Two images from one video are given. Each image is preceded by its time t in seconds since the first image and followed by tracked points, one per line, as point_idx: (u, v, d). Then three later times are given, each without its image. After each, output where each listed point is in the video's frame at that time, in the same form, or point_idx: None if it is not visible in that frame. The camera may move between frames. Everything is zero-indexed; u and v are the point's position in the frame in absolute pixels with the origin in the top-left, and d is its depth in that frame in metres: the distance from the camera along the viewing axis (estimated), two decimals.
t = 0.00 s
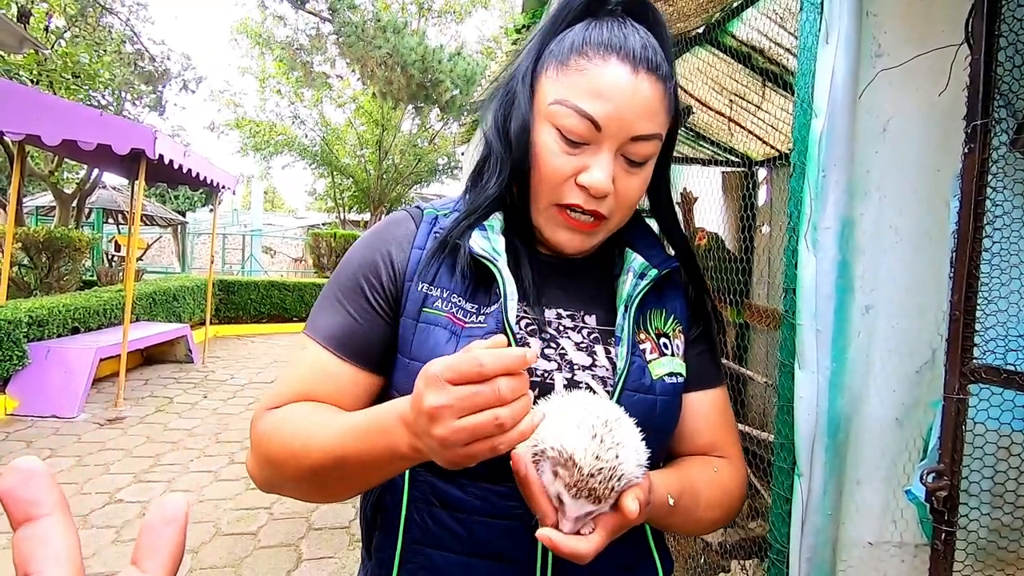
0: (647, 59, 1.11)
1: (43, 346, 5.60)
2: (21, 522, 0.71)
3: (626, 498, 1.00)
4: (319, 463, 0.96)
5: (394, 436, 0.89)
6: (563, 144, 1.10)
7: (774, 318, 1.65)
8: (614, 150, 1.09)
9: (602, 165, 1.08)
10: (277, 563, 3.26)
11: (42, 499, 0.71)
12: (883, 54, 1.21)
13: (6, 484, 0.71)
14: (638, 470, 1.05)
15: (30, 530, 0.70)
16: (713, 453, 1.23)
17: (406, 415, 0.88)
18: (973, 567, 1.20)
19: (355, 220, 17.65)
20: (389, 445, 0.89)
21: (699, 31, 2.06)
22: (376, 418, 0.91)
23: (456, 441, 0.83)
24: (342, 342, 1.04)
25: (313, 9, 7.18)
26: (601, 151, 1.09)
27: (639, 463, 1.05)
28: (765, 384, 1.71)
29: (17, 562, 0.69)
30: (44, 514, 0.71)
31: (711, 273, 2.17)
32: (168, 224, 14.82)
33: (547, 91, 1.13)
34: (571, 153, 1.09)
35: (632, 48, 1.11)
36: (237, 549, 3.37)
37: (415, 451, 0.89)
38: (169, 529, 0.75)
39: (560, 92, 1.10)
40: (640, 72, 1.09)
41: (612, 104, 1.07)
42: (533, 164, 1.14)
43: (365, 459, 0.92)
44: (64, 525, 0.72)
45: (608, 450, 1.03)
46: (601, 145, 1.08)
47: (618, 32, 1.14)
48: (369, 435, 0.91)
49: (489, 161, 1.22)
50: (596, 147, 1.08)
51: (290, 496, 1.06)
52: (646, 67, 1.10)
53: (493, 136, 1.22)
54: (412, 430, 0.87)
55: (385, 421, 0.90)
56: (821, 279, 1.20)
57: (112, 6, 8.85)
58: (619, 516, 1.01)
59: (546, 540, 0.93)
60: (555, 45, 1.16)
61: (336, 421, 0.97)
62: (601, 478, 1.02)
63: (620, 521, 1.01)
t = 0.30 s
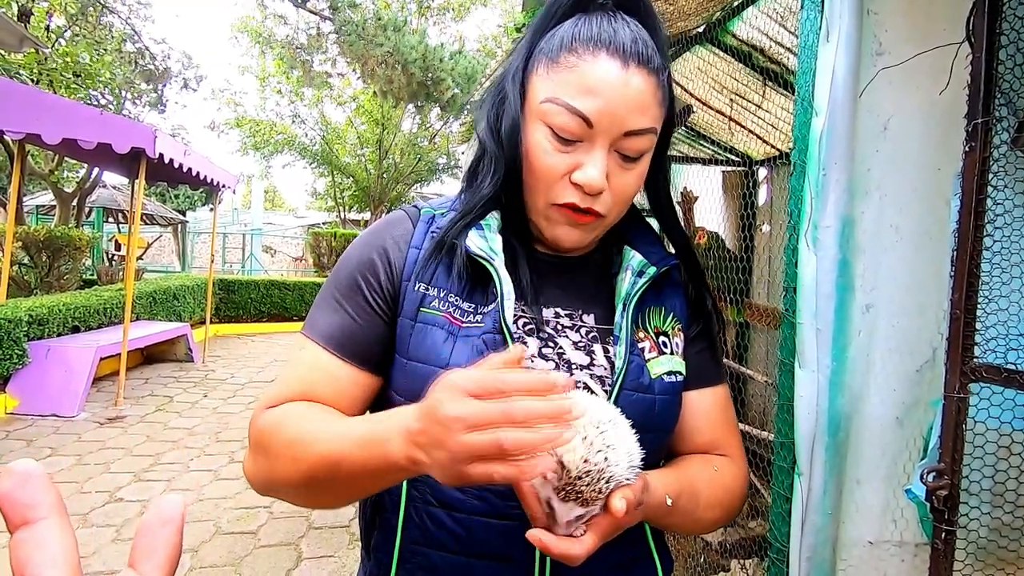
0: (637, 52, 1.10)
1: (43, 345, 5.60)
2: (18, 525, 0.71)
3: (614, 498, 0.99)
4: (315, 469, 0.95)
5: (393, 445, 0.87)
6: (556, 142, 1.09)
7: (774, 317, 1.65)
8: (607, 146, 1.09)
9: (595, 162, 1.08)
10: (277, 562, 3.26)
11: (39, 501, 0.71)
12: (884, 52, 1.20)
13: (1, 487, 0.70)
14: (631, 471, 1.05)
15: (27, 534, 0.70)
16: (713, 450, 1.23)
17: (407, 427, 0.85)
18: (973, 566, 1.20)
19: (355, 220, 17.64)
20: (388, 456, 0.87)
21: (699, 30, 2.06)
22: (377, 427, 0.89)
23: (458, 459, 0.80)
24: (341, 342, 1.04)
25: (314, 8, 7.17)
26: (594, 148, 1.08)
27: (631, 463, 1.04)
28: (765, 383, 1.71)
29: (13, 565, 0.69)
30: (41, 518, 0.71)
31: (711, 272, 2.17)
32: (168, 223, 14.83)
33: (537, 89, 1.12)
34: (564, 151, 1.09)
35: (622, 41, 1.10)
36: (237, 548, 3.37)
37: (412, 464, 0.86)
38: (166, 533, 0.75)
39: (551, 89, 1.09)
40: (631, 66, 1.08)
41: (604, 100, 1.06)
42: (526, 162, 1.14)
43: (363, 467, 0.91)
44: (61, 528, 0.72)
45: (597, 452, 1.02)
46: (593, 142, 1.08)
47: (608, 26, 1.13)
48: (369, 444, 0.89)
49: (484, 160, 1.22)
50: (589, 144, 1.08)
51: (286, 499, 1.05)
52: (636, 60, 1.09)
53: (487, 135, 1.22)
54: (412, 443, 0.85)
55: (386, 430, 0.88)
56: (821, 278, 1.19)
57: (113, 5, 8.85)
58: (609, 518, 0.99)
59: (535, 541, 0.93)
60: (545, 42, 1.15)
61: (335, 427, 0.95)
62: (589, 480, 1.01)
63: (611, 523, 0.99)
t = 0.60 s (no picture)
0: (628, 47, 1.10)
1: (42, 344, 5.60)
2: (10, 535, 0.72)
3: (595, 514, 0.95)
4: (329, 470, 0.95)
5: (428, 445, 0.89)
6: (550, 140, 1.09)
7: (773, 315, 1.64)
8: (601, 143, 1.08)
9: (590, 159, 1.08)
10: (277, 560, 3.26)
11: (30, 511, 0.72)
12: (883, 50, 1.20)
13: None
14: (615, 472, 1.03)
15: (19, 542, 0.71)
16: (711, 448, 1.23)
17: (464, 433, 0.88)
18: (972, 564, 1.21)
19: (354, 219, 17.64)
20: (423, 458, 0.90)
21: (699, 28, 2.06)
22: (407, 425, 0.91)
23: (536, 471, 0.85)
24: (340, 340, 1.04)
25: (313, 6, 7.16)
26: (588, 145, 1.08)
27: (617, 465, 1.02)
28: (764, 382, 1.71)
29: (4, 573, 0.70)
30: (31, 527, 0.72)
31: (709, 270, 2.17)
32: (168, 222, 14.83)
33: (529, 89, 1.11)
34: (559, 150, 1.09)
35: (612, 37, 1.10)
36: (237, 546, 3.37)
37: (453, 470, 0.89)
38: (154, 543, 0.76)
39: (543, 88, 1.09)
40: (622, 61, 1.08)
41: (596, 97, 1.06)
42: (520, 161, 1.14)
43: (382, 464, 0.92)
44: (52, 539, 0.73)
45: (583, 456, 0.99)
46: (587, 138, 1.08)
47: (598, 22, 1.13)
48: (398, 444, 0.90)
49: (478, 160, 1.22)
50: (584, 141, 1.08)
51: (289, 505, 1.04)
52: (628, 55, 1.09)
53: (481, 134, 1.22)
54: (467, 449, 0.87)
55: (422, 431, 0.90)
56: (821, 276, 1.19)
57: (112, 4, 8.84)
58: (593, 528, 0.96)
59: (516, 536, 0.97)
60: (536, 40, 1.15)
61: (349, 425, 0.96)
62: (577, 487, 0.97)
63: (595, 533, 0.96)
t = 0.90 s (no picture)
0: (623, 45, 1.10)
1: (42, 344, 5.60)
2: (8, 545, 0.72)
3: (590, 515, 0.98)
4: (336, 460, 0.96)
5: (439, 431, 0.93)
6: (546, 142, 1.09)
7: (772, 314, 1.64)
8: (599, 142, 1.09)
9: (588, 159, 1.08)
10: (277, 560, 3.26)
11: (27, 522, 0.72)
12: (881, 49, 1.20)
13: None
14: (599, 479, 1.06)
15: (16, 553, 0.71)
16: (712, 448, 1.23)
17: (477, 414, 0.93)
18: (970, 562, 1.21)
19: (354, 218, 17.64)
20: (433, 443, 0.94)
21: (697, 28, 2.06)
22: (419, 413, 0.96)
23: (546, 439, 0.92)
24: (342, 341, 1.04)
25: (312, 5, 7.16)
26: (586, 146, 1.08)
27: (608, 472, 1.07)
28: (764, 381, 1.71)
29: None
30: (28, 538, 0.72)
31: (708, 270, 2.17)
32: (167, 222, 14.83)
33: (524, 90, 1.12)
34: (556, 151, 1.09)
35: (605, 35, 1.10)
36: (236, 547, 3.37)
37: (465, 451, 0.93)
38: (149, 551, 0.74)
39: (538, 89, 1.09)
40: (616, 60, 1.08)
41: (592, 97, 1.06)
42: (517, 163, 1.14)
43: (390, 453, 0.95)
44: (49, 550, 0.73)
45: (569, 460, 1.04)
46: (586, 138, 1.08)
47: (590, 21, 1.13)
48: (410, 431, 0.94)
49: (475, 161, 1.22)
50: (582, 141, 1.08)
51: (286, 498, 1.04)
52: (622, 54, 1.09)
53: (477, 135, 1.21)
54: (481, 428, 0.93)
55: (434, 417, 0.94)
56: (820, 274, 1.19)
57: (111, 4, 8.85)
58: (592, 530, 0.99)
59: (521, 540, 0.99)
60: (530, 41, 1.15)
61: (355, 418, 0.98)
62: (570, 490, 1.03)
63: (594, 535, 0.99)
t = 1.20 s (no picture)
0: (592, 36, 1.09)
1: (39, 345, 5.59)
2: None
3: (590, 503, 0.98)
4: (343, 449, 0.97)
5: (450, 411, 0.96)
6: (524, 142, 1.09)
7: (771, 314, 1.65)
8: (578, 136, 1.08)
9: (568, 155, 1.08)
10: (277, 560, 3.26)
11: (14, 525, 0.72)
12: (877, 49, 1.20)
13: None
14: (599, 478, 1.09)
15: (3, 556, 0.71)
16: (710, 447, 1.23)
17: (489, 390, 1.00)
18: (967, 560, 1.21)
19: (352, 218, 17.63)
20: (445, 424, 0.96)
21: (696, 27, 2.05)
22: (427, 397, 0.98)
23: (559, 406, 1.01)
24: (338, 339, 1.03)
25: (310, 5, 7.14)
26: (563, 142, 1.08)
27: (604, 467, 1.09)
28: (763, 380, 1.71)
29: None
30: (15, 542, 0.72)
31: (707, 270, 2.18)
32: (165, 222, 14.82)
33: (501, 92, 1.12)
34: (534, 150, 1.09)
35: (573, 28, 1.09)
36: (235, 547, 3.37)
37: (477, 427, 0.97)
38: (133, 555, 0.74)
39: (511, 90, 1.09)
40: (586, 51, 1.07)
41: (563, 92, 1.06)
42: (501, 165, 1.14)
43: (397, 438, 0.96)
44: (36, 552, 0.73)
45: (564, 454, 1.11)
46: (563, 134, 1.08)
47: (558, 16, 1.13)
48: (419, 414, 0.96)
49: (466, 162, 1.22)
50: (559, 138, 1.08)
51: (289, 493, 1.04)
52: (593, 44, 1.08)
53: (464, 143, 1.23)
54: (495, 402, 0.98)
55: (444, 398, 0.98)
56: (817, 273, 1.19)
57: (108, 4, 8.83)
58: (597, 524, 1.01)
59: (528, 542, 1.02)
60: (505, 42, 1.15)
61: (358, 407, 0.99)
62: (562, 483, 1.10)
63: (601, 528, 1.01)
